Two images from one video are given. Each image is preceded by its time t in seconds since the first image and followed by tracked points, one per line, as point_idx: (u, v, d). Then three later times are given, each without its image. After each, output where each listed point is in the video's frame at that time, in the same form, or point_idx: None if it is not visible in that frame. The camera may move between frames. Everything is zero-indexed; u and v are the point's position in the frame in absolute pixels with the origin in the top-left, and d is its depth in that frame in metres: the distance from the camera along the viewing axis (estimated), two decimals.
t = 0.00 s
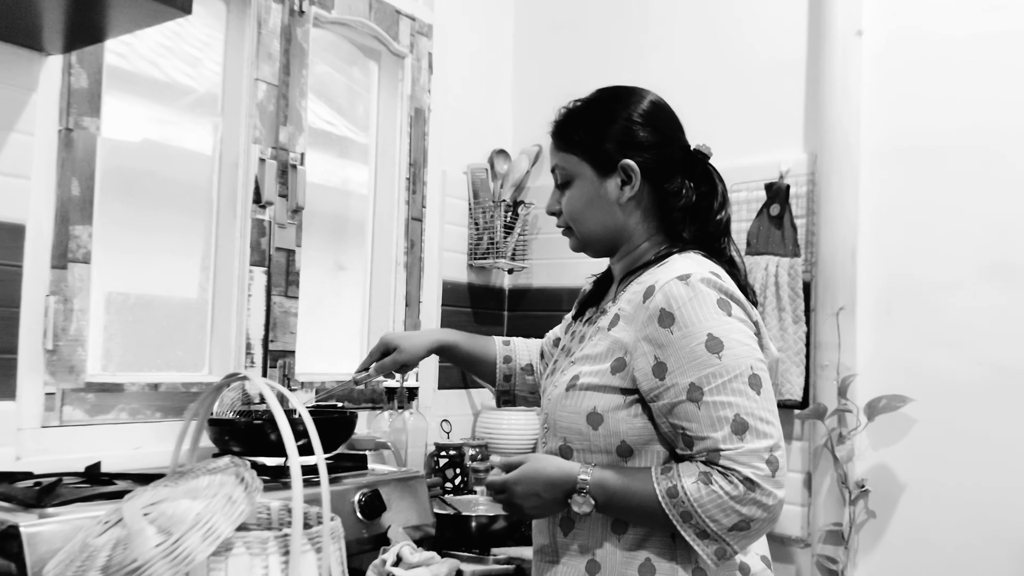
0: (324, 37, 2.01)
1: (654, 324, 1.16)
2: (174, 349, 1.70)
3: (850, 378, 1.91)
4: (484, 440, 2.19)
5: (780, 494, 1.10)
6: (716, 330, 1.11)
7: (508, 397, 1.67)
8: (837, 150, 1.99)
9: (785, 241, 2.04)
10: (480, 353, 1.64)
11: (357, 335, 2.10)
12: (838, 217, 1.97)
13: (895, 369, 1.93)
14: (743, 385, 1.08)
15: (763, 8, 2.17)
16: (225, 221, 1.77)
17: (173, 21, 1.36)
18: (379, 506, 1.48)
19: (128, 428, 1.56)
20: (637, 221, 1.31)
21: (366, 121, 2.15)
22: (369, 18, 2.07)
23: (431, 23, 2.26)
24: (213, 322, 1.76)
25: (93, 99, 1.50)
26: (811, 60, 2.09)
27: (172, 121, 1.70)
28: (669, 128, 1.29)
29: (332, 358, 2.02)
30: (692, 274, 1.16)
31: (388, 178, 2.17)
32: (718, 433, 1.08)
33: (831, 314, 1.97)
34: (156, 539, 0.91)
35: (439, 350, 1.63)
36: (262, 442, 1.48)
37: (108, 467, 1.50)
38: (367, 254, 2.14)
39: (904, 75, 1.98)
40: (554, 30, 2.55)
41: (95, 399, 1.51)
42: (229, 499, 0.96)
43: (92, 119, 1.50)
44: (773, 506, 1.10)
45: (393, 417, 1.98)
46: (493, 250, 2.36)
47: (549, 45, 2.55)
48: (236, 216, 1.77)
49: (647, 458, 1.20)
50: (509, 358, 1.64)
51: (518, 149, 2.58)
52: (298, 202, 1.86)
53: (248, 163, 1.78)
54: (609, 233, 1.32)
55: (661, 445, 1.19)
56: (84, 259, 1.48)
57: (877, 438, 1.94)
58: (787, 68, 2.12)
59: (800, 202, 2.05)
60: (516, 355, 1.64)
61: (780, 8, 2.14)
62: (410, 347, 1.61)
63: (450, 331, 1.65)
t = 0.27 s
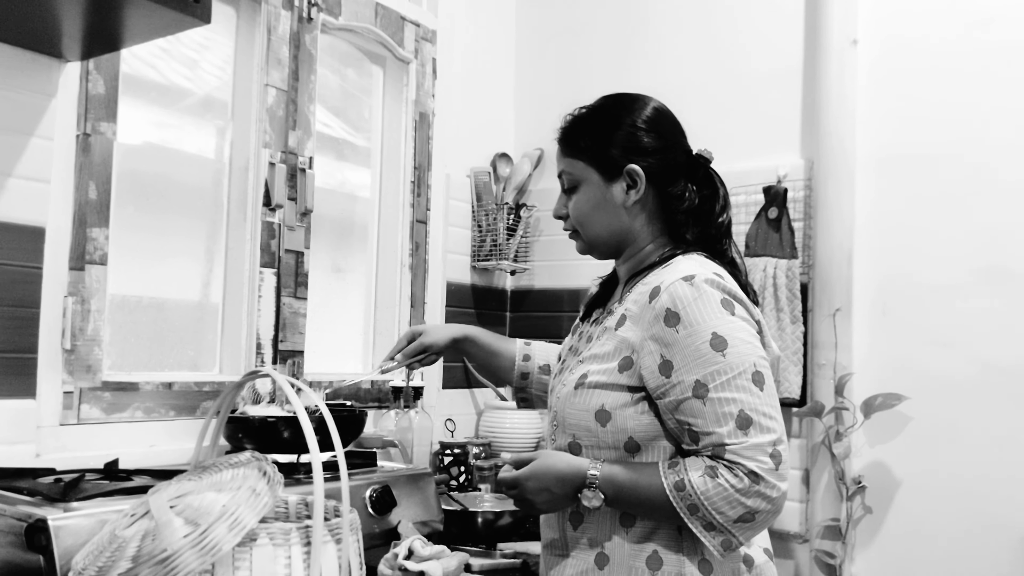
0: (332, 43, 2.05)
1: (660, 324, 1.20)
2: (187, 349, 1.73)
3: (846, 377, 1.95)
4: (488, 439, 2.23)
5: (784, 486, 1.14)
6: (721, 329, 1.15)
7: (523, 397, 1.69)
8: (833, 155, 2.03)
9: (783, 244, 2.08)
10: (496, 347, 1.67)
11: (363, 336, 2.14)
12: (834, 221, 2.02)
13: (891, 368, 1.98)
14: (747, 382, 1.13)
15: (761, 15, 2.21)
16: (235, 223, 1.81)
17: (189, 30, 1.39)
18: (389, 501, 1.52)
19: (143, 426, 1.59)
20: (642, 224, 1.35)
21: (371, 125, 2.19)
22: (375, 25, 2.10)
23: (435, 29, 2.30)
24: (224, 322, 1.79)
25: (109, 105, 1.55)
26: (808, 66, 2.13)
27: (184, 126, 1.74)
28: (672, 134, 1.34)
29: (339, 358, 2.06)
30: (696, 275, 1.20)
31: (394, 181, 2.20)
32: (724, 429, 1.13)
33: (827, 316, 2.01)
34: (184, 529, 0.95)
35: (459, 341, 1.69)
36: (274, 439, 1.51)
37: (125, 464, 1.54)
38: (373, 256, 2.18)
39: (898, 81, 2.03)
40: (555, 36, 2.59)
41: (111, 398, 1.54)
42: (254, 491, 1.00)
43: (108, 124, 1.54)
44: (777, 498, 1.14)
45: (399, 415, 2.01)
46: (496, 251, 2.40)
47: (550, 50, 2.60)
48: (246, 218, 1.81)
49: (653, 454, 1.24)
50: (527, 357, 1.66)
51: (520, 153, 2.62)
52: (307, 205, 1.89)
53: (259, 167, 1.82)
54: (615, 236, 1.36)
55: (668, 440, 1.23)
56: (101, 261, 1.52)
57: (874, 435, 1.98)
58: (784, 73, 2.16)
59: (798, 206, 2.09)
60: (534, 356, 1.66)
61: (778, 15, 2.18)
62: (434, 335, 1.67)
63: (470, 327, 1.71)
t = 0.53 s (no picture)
0: (333, 46, 2.05)
1: (666, 329, 1.20)
2: (187, 353, 1.72)
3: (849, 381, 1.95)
4: (488, 444, 2.22)
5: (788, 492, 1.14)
6: (726, 334, 1.15)
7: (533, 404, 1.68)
8: (835, 160, 2.04)
9: (785, 248, 2.08)
10: (511, 349, 1.67)
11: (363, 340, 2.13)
12: (836, 226, 2.02)
13: (892, 373, 1.98)
14: (752, 387, 1.13)
15: (763, 19, 2.22)
16: (236, 227, 1.80)
17: (193, 34, 1.39)
18: (392, 507, 1.51)
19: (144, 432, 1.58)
20: (648, 229, 1.35)
21: (372, 129, 2.18)
22: (376, 28, 2.10)
23: (436, 33, 2.30)
24: (224, 326, 1.78)
25: (111, 109, 1.54)
26: (809, 70, 2.13)
27: (186, 130, 1.74)
28: (678, 139, 1.33)
29: (339, 362, 2.05)
30: (702, 279, 1.20)
31: (394, 185, 2.20)
32: (728, 434, 1.12)
33: (830, 318, 2.02)
34: (192, 538, 0.95)
35: (474, 341, 1.68)
36: (277, 444, 1.50)
37: (126, 470, 1.53)
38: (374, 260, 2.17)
39: (898, 86, 2.03)
40: (555, 40, 2.59)
41: (112, 403, 1.52)
42: (261, 499, 0.99)
43: (110, 128, 1.54)
44: (782, 504, 1.14)
45: (399, 421, 2.02)
46: (497, 255, 2.40)
47: (549, 54, 2.60)
48: (247, 223, 1.80)
49: (659, 459, 1.23)
50: (540, 360, 1.66)
51: (520, 157, 2.62)
52: (308, 209, 1.89)
53: (260, 170, 1.81)
54: (622, 241, 1.36)
55: (673, 445, 1.23)
56: (102, 265, 1.51)
57: (875, 440, 1.98)
58: (785, 78, 2.17)
59: (799, 209, 2.10)
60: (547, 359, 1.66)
61: (779, 19, 2.19)
62: (449, 333, 1.67)
63: (486, 327, 1.70)
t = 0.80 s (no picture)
0: (336, 51, 2.03)
1: (679, 337, 1.18)
2: (189, 361, 1.70)
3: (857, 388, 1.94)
4: (490, 451, 2.21)
5: (805, 502, 1.12)
6: (741, 342, 1.13)
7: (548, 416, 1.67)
8: (840, 167, 2.04)
9: (791, 255, 2.07)
10: (526, 369, 1.65)
11: (365, 347, 2.11)
12: (842, 233, 2.02)
13: (898, 380, 1.98)
14: (767, 396, 1.11)
15: (767, 25, 2.21)
16: (239, 234, 1.78)
17: (200, 39, 1.37)
18: (398, 518, 1.49)
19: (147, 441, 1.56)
20: (659, 237, 1.34)
21: (375, 134, 2.17)
22: (379, 33, 2.08)
23: (439, 38, 2.29)
24: (227, 333, 1.76)
25: (114, 114, 1.52)
26: (814, 77, 2.14)
27: (189, 136, 1.72)
28: (688, 146, 1.32)
29: (341, 370, 2.03)
30: (715, 287, 1.19)
31: (397, 191, 2.19)
32: (744, 443, 1.11)
33: (836, 328, 2.01)
34: (202, 553, 0.93)
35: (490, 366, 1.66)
36: (281, 454, 1.48)
37: (130, 481, 1.51)
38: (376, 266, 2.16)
39: (904, 92, 2.03)
40: (557, 45, 2.58)
41: (115, 412, 1.51)
42: (272, 513, 0.97)
43: (113, 134, 1.52)
44: (798, 514, 1.13)
45: (402, 428, 1.99)
46: (499, 261, 2.39)
47: (551, 59, 2.59)
48: (250, 230, 1.78)
49: (672, 469, 1.22)
50: (555, 373, 1.64)
51: (522, 162, 2.61)
52: (312, 215, 1.87)
53: (263, 176, 1.79)
54: (632, 248, 1.34)
55: (686, 455, 1.21)
56: (105, 272, 1.49)
57: (882, 448, 1.98)
58: (790, 85, 2.17)
59: (806, 216, 2.09)
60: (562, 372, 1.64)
61: (784, 26, 2.19)
62: (464, 359, 1.64)
63: (500, 348, 1.67)
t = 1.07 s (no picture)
0: (335, 49, 2.02)
1: (687, 336, 1.17)
2: (186, 361, 1.68)
3: (859, 390, 1.95)
4: (490, 452, 2.19)
5: (816, 502, 1.11)
6: (749, 342, 1.12)
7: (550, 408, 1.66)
8: (843, 167, 2.04)
9: (793, 254, 2.06)
10: (527, 357, 1.63)
11: (364, 347, 2.09)
12: (845, 234, 2.03)
13: (901, 381, 1.98)
14: (776, 396, 1.10)
15: (768, 25, 2.21)
16: (238, 232, 1.77)
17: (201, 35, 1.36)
18: (399, 519, 1.48)
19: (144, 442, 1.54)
20: (662, 236, 1.32)
21: (375, 133, 2.15)
22: (379, 32, 2.07)
23: (439, 36, 2.28)
24: (224, 332, 1.74)
25: (112, 112, 1.51)
26: (816, 77, 2.14)
27: (187, 133, 1.70)
28: (692, 145, 1.31)
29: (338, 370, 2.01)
30: (723, 286, 1.17)
31: (396, 190, 2.17)
32: (754, 443, 1.10)
33: (838, 327, 2.02)
34: (203, 556, 0.91)
35: (492, 352, 1.64)
36: (280, 454, 1.46)
37: (127, 481, 1.50)
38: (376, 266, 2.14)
39: (906, 93, 2.03)
40: (557, 44, 2.57)
41: (111, 413, 1.49)
42: (274, 515, 0.96)
43: (111, 131, 1.50)
44: (809, 515, 1.12)
45: (401, 430, 1.98)
46: (499, 261, 2.38)
47: (551, 59, 2.58)
48: (250, 229, 1.77)
49: (679, 470, 1.21)
50: (558, 367, 1.63)
51: (522, 162, 2.60)
52: (312, 214, 1.85)
53: (263, 175, 1.78)
54: (636, 248, 1.33)
55: (694, 455, 1.20)
56: (102, 272, 1.48)
57: (885, 450, 1.97)
58: (791, 85, 2.17)
59: (807, 215, 2.10)
60: (565, 366, 1.62)
61: (785, 27, 2.19)
62: (466, 341, 1.63)
63: (504, 337, 1.65)
